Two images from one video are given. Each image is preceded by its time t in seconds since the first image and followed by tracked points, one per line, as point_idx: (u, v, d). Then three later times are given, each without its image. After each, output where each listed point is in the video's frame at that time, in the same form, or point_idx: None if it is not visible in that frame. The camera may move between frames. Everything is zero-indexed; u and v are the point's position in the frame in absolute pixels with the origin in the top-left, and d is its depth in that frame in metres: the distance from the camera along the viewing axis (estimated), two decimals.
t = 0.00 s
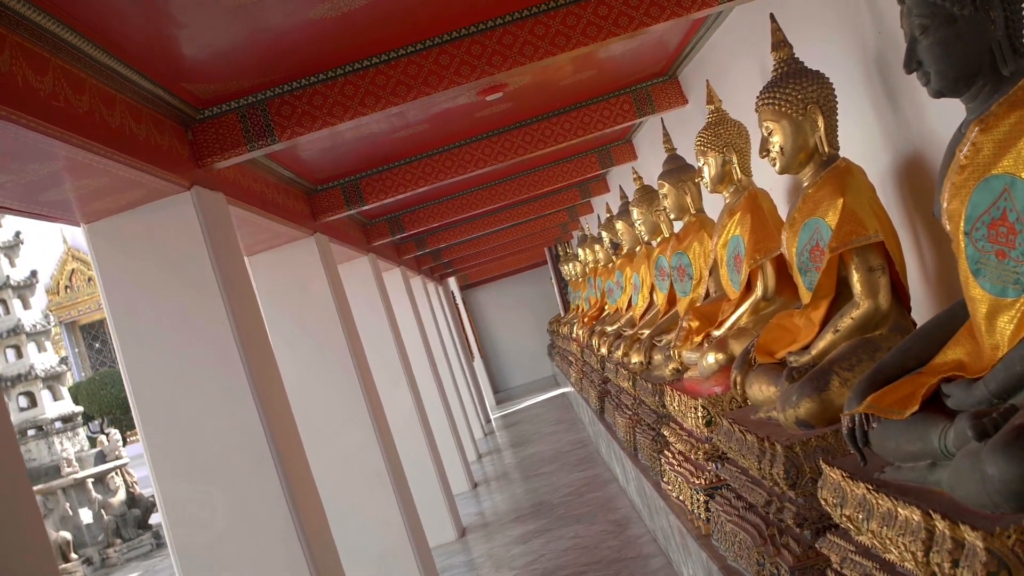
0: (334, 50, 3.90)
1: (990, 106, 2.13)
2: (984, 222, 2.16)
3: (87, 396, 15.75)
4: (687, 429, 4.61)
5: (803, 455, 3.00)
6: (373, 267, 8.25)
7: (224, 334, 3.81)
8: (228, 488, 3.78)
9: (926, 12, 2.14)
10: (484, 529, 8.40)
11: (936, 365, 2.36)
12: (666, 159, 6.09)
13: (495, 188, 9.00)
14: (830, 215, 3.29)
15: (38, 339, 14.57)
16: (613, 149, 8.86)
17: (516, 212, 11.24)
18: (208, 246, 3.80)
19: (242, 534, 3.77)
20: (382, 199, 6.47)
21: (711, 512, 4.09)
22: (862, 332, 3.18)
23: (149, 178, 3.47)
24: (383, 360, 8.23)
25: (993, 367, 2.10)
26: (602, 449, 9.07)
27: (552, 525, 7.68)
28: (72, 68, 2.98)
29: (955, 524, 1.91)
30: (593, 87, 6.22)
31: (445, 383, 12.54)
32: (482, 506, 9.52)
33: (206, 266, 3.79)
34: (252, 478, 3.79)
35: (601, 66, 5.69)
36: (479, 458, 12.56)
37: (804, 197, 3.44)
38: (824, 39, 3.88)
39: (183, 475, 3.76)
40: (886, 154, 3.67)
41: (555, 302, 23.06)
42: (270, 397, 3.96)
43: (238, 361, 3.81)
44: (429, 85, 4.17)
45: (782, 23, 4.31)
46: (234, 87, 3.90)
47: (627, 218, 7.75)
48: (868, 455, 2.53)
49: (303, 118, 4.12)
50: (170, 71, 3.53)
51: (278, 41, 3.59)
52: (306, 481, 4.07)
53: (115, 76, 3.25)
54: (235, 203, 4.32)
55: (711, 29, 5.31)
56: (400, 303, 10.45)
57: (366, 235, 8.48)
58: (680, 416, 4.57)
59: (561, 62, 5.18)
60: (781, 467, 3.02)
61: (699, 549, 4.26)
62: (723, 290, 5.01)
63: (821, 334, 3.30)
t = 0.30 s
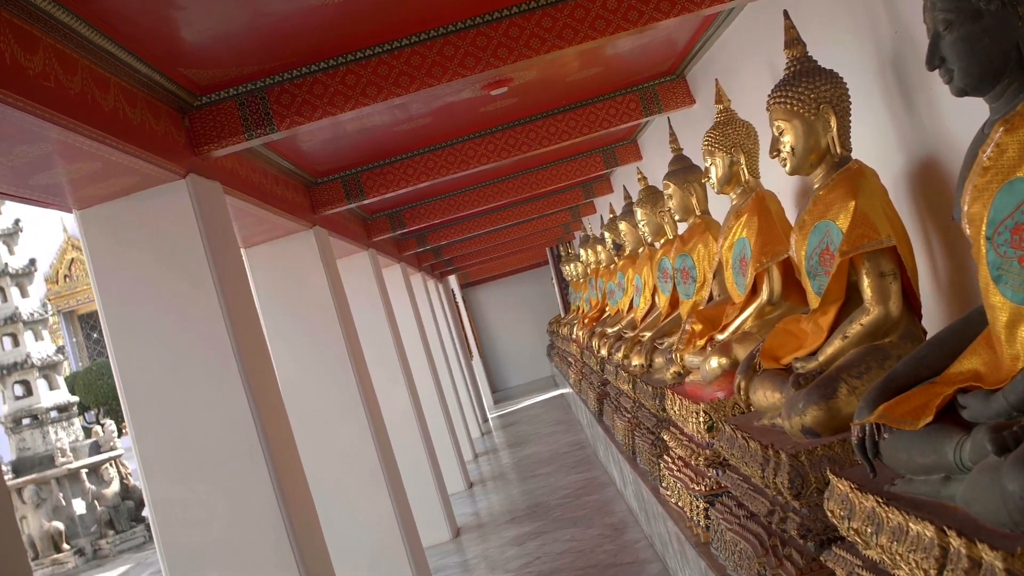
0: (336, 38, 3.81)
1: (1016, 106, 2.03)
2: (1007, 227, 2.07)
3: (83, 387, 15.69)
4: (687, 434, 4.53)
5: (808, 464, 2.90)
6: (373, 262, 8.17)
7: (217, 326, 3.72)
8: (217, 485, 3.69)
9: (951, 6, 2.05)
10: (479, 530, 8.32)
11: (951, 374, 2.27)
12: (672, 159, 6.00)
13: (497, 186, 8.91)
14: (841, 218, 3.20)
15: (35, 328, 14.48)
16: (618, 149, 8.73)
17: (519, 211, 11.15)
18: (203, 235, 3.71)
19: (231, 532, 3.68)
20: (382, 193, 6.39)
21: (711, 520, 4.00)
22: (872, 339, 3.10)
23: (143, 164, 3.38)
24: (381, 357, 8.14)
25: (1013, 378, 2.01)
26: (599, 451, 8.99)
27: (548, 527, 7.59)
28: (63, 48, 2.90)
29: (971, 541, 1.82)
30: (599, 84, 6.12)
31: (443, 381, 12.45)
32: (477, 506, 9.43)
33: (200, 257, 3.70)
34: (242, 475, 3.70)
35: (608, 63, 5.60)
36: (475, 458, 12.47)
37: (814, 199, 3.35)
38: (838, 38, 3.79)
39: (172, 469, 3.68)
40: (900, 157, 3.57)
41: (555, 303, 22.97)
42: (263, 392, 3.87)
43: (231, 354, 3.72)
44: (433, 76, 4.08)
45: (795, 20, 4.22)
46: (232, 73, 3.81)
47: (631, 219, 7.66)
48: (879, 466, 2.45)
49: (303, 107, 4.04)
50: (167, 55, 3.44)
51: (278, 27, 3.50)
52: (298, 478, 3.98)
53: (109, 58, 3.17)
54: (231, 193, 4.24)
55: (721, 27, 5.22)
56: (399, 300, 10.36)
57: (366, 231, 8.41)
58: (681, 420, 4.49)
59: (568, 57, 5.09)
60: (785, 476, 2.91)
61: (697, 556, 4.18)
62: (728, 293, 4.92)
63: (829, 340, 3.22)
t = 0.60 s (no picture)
0: (339, 24, 3.71)
1: None
2: None
3: (80, 376, 15.62)
4: (688, 440, 4.44)
5: (815, 476, 2.80)
6: (373, 258, 8.08)
7: (209, 317, 3.62)
8: (204, 480, 3.59)
9: None
10: (473, 531, 8.22)
11: (970, 387, 2.17)
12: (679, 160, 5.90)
13: (501, 184, 8.80)
14: (855, 222, 3.11)
15: (32, 315, 14.41)
16: (624, 150, 8.63)
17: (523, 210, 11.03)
18: (197, 223, 3.61)
19: (217, 529, 3.58)
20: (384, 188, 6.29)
21: (711, 529, 3.91)
22: (884, 348, 3.00)
23: (136, 148, 3.29)
24: (379, 354, 8.04)
25: None
26: (597, 455, 8.89)
27: (543, 530, 7.50)
28: (54, 24, 2.81)
29: (993, 565, 1.72)
30: (607, 81, 6.01)
31: (441, 379, 12.36)
32: (472, 507, 9.32)
33: (193, 245, 3.61)
34: (230, 471, 3.60)
35: (616, 60, 5.50)
36: (471, 458, 12.37)
37: (827, 203, 3.25)
38: (855, 37, 3.69)
39: (158, 463, 3.58)
40: (916, 161, 3.47)
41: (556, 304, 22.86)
42: (255, 387, 3.77)
43: (223, 346, 3.62)
44: (437, 66, 3.98)
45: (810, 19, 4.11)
46: (232, 58, 3.72)
47: (635, 220, 7.56)
48: (891, 480, 2.35)
49: (303, 95, 3.94)
50: (163, 37, 3.35)
51: (279, 10, 3.41)
52: (288, 475, 3.88)
53: (103, 37, 3.08)
54: (228, 182, 4.14)
55: (733, 25, 5.12)
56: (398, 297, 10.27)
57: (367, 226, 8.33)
58: (682, 426, 4.39)
59: (576, 51, 4.99)
60: (791, 487, 2.81)
61: (695, 566, 4.09)
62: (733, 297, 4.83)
63: (839, 349, 3.12)
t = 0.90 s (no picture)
0: (342, 11, 3.62)
1: None
2: None
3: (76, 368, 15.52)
4: (690, 445, 4.35)
5: (822, 486, 2.72)
6: (373, 254, 8.00)
7: (201, 309, 3.53)
8: (194, 476, 3.50)
9: None
10: (469, 532, 8.14)
11: (989, 398, 2.07)
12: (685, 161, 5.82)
13: (504, 182, 8.71)
14: (868, 226, 3.02)
15: (30, 305, 14.32)
16: (629, 150, 8.54)
17: (526, 208, 10.94)
18: (193, 213, 3.52)
19: (206, 526, 3.50)
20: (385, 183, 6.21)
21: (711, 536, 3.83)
22: (894, 356, 2.92)
23: (130, 133, 3.21)
24: (377, 351, 7.96)
25: None
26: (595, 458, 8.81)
27: (539, 533, 7.41)
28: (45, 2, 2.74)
29: None
30: (613, 79, 5.91)
31: (439, 378, 12.27)
32: (467, 508, 9.24)
33: (187, 235, 3.52)
34: (221, 467, 3.51)
35: (624, 56, 5.41)
36: (468, 458, 12.29)
37: (839, 205, 3.17)
38: (870, 36, 3.60)
39: (147, 458, 3.49)
40: (932, 164, 3.37)
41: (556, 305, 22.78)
42: (249, 381, 3.68)
43: (215, 339, 3.53)
44: (442, 57, 3.89)
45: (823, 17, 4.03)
46: (231, 44, 3.64)
47: (639, 222, 7.47)
48: (903, 493, 2.25)
49: (304, 84, 3.85)
50: (160, 20, 3.27)
51: None
52: (280, 473, 3.79)
53: (97, 17, 3.01)
54: (225, 171, 4.05)
55: (744, 24, 5.03)
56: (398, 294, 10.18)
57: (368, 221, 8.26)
58: (684, 431, 4.31)
59: (583, 46, 4.90)
60: (797, 497, 2.72)
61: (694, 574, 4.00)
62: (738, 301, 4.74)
63: (849, 355, 3.04)
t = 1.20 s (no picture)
0: None
1: None
2: None
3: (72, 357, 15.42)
4: (691, 452, 4.26)
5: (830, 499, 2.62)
6: (373, 248, 7.91)
7: (194, 299, 3.43)
8: (182, 470, 3.41)
9: None
10: (463, 533, 8.04)
11: (1013, 412, 1.97)
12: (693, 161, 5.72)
13: (508, 179, 8.61)
14: (883, 230, 2.92)
15: (27, 292, 14.25)
16: (635, 151, 8.44)
17: (529, 207, 10.84)
18: (188, 200, 3.42)
19: (193, 522, 3.40)
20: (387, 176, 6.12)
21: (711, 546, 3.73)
22: (908, 366, 2.83)
23: (124, 115, 3.11)
24: (375, 347, 7.87)
25: None
26: (593, 461, 8.71)
27: (535, 535, 7.32)
28: None
29: None
30: (622, 76, 5.81)
31: (437, 377, 12.18)
32: (462, 508, 9.14)
33: (180, 222, 3.42)
34: (209, 462, 3.42)
35: (633, 53, 5.31)
36: (465, 458, 12.19)
37: (853, 208, 3.07)
38: (888, 35, 3.50)
39: (134, 450, 3.39)
40: (951, 168, 3.27)
41: (557, 306, 22.68)
42: (241, 373, 3.59)
43: (207, 329, 3.43)
44: (448, 47, 3.79)
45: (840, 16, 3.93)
46: (230, 28, 3.55)
47: (644, 223, 7.37)
48: (918, 509, 2.15)
49: (305, 70, 3.75)
50: None
51: None
52: (272, 469, 3.70)
53: None
54: (223, 159, 3.96)
55: (757, 22, 4.93)
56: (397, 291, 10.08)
57: (369, 216, 8.18)
58: (685, 437, 4.22)
59: (593, 40, 4.81)
60: (804, 509, 2.63)
61: None
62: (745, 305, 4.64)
63: (860, 364, 2.94)
